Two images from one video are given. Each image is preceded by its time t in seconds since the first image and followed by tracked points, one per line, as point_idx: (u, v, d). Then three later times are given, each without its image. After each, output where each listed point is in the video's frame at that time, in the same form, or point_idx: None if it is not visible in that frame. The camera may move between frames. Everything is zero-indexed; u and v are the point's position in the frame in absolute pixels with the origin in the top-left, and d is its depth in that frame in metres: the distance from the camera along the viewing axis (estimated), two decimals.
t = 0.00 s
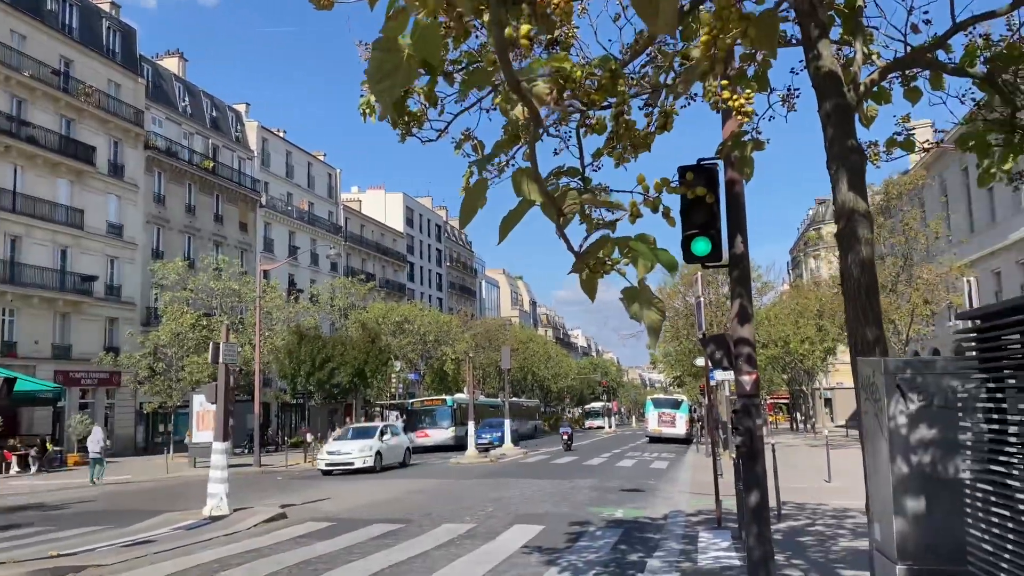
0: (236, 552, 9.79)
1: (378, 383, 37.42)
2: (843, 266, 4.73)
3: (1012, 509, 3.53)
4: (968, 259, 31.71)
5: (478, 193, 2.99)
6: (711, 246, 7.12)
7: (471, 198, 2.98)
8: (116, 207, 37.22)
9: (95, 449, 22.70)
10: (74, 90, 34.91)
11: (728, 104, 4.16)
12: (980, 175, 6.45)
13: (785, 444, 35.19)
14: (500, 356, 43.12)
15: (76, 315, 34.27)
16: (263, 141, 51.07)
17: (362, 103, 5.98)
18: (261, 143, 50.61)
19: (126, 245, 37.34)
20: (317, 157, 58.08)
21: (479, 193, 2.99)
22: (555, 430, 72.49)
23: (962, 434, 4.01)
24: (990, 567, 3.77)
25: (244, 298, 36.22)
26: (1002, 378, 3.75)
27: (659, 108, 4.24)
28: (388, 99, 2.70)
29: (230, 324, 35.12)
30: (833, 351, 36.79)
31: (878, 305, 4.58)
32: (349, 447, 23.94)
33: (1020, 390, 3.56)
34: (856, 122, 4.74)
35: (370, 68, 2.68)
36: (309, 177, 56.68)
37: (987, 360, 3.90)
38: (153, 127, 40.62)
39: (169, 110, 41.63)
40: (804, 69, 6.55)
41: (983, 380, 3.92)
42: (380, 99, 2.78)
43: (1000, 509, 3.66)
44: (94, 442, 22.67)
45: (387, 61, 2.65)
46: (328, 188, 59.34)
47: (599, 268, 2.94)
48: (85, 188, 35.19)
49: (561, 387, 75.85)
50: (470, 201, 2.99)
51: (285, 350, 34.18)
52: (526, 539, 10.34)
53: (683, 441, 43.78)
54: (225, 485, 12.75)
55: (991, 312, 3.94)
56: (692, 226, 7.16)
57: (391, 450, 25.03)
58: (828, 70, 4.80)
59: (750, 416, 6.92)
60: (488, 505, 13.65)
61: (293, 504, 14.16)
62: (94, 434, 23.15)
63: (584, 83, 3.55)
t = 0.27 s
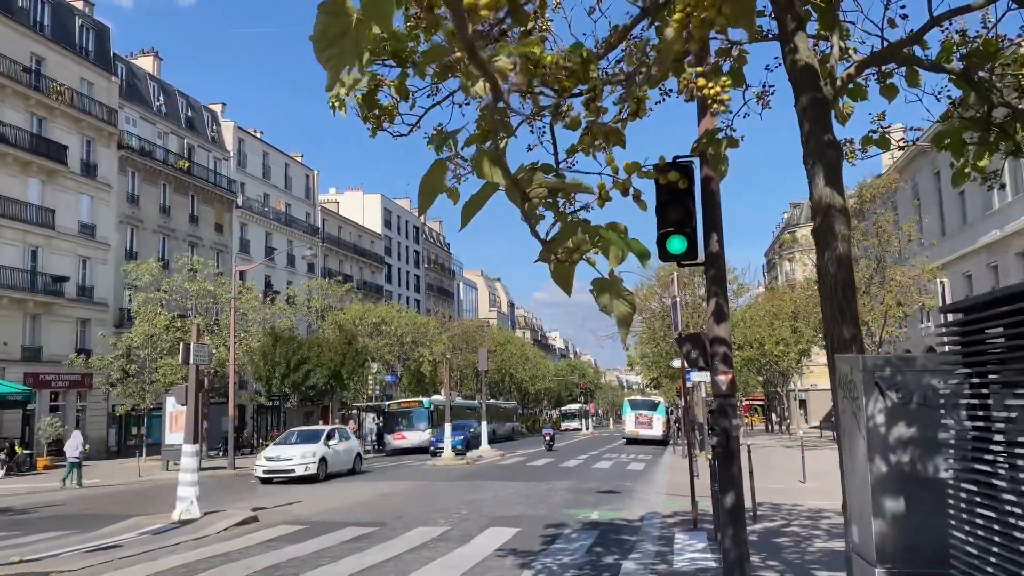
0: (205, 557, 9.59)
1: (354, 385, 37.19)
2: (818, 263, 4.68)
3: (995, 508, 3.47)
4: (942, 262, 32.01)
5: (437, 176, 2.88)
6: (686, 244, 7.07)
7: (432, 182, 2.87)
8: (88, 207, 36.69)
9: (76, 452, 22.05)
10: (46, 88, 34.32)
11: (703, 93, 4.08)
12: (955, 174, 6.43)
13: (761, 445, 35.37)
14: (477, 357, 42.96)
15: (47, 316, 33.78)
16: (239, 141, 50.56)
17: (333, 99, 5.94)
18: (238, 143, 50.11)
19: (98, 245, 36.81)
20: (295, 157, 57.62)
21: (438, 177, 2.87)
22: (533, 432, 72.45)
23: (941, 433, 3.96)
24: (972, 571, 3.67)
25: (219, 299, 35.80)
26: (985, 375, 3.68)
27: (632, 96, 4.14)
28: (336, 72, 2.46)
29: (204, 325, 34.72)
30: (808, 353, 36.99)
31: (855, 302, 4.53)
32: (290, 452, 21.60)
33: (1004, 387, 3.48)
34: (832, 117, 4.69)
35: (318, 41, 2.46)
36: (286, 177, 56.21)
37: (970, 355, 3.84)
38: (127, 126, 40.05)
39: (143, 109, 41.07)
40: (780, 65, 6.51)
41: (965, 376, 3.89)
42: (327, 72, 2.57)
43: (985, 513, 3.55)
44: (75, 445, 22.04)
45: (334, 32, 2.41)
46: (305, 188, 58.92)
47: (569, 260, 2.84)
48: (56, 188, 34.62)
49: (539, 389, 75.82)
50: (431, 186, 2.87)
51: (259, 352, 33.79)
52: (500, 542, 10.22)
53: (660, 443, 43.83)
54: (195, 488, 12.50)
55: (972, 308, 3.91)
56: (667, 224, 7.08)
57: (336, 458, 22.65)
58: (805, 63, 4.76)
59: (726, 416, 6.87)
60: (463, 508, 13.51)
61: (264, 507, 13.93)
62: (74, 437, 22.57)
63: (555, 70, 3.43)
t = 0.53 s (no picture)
0: (173, 568, 9.30)
1: (335, 390, 36.83)
2: (805, 267, 4.53)
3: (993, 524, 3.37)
4: (923, 270, 32.13)
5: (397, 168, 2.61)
6: (670, 247, 6.93)
7: (387, 177, 2.62)
8: (64, 208, 36.20)
9: (56, 458, 21.63)
10: (22, 87, 33.76)
11: (689, 87, 4.06)
12: (943, 178, 6.29)
13: (743, 451, 35.32)
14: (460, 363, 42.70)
15: (21, 319, 33.27)
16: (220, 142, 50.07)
17: (305, 94, 5.77)
18: (218, 145, 49.64)
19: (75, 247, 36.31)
20: (276, 160, 57.17)
21: (396, 171, 2.61)
22: (515, 437, 72.17)
23: (934, 445, 3.77)
24: None
25: (198, 303, 35.38)
26: (983, 386, 3.63)
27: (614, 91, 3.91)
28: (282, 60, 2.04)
29: (182, 329, 34.32)
30: (791, 360, 37.03)
31: (842, 309, 4.38)
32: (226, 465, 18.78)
33: (1002, 398, 3.42)
34: (819, 117, 4.54)
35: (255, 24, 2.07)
36: (268, 179, 55.76)
37: (969, 365, 3.77)
38: (106, 126, 39.50)
39: (122, 109, 40.53)
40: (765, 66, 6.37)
41: (963, 386, 3.79)
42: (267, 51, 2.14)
43: (983, 529, 3.45)
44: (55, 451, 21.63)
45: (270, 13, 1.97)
46: (287, 192, 58.48)
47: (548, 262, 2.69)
48: (31, 188, 34.09)
49: (522, 395, 75.59)
50: (385, 182, 2.62)
51: (238, 356, 33.37)
52: (479, 552, 10.01)
53: (643, 449, 43.71)
54: (167, 495, 12.21)
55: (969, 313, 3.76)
56: (651, 227, 6.94)
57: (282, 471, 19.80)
58: (792, 62, 4.63)
59: (710, 424, 6.73)
60: (443, 516, 13.29)
61: (240, 515, 13.65)
62: (55, 443, 22.16)
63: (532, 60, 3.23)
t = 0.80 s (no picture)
0: None
1: (318, 395, 36.56)
2: (794, 269, 4.43)
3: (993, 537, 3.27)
4: (907, 278, 32.29)
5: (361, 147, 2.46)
6: (656, 251, 6.81)
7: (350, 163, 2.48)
8: (45, 210, 35.79)
9: (41, 462, 21.22)
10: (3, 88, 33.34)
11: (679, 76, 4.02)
12: (931, 183, 6.24)
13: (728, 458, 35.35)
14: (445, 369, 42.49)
15: None
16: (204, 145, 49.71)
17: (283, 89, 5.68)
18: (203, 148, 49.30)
19: (55, 249, 35.88)
20: (261, 163, 56.84)
21: (359, 150, 2.47)
22: (499, 444, 71.99)
23: (931, 452, 3.72)
24: None
25: (181, 307, 35.04)
26: (986, 389, 3.48)
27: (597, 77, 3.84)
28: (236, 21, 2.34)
29: (164, 333, 34.00)
30: (775, 367, 37.08)
31: (832, 312, 4.28)
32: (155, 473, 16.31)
33: (1009, 403, 3.27)
34: (809, 115, 4.45)
35: None
36: (253, 183, 55.42)
37: (969, 368, 3.66)
38: (88, 127, 39.10)
39: (105, 111, 40.12)
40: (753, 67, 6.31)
41: (965, 389, 3.64)
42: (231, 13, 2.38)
43: (989, 541, 3.33)
44: (40, 455, 21.22)
45: None
46: (272, 195, 58.15)
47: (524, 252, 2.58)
48: (11, 189, 33.68)
49: (506, 401, 75.42)
50: (350, 163, 2.48)
51: (221, 360, 33.11)
52: (461, 559, 9.85)
53: (627, 456, 43.66)
54: (143, 501, 11.97)
55: (967, 318, 3.72)
56: (637, 230, 6.84)
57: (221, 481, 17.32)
58: (781, 59, 4.56)
59: (695, 430, 6.64)
60: (425, 523, 13.12)
61: (218, 521, 13.42)
62: (40, 448, 21.78)
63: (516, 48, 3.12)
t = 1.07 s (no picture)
0: None
1: (304, 402, 36.28)
2: (789, 274, 4.34)
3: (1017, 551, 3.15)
4: (893, 287, 32.40)
5: (340, 130, 2.33)
6: (646, 256, 6.70)
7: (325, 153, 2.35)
8: (29, 214, 35.40)
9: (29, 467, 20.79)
10: None
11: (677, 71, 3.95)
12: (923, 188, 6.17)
13: (714, 467, 35.32)
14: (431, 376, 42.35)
15: None
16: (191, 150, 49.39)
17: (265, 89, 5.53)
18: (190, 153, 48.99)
19: (39, 254, 35.50)
20: (249, 169, 56.55)
21: (338, 129, 2.32)
22: (486, 452, 71.82)
23: (938, 463, 3.59)
24: None
25: (166, 312, 34.71)
26: (1004, 401, 3.41)
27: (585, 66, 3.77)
28: None
29: (148, 339, 33.66)
30: (761, 375, 37.12)
31: (828, 319, 4.20)
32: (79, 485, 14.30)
33: None
34: (803, 117, 4.37)
35: None
36: (240, 189, 55.13)
37: (987, 377, 3.57)
38: (74, 131, 38.75)
39: (91, 115, 39.77)
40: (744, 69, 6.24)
41: (979, 399, 3.61)
42: None
43: (1010, 562, 3.18)
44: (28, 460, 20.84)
45: None
46: (259, 201, 57.85)
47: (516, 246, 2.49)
48: None
49: (493, 409, 75.28)
50: (326, 149, 2.34)
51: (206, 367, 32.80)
52: (446, 569, 9.70)
53: (614, 464, 43.57)
54: (124, 510, 11.76)
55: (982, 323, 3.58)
56: (627, 234, 6.73)
57: (155, 494, 15.77)
58: (776, 60, 4.49)
59: (685, 438, 6.49)
60: (410, 532, 12.96)
61: (200, 530, 13.21)
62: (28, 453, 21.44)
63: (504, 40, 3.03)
